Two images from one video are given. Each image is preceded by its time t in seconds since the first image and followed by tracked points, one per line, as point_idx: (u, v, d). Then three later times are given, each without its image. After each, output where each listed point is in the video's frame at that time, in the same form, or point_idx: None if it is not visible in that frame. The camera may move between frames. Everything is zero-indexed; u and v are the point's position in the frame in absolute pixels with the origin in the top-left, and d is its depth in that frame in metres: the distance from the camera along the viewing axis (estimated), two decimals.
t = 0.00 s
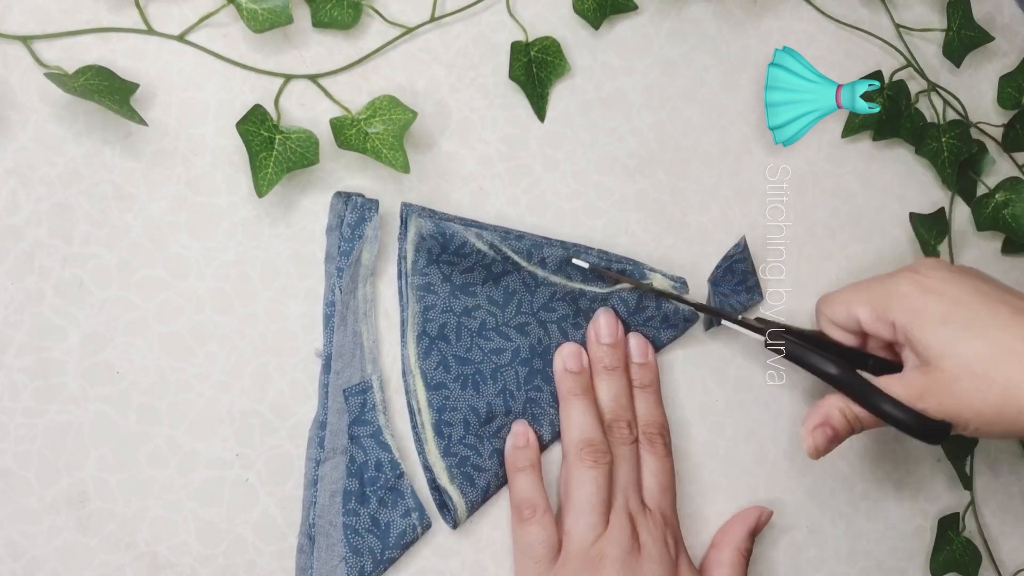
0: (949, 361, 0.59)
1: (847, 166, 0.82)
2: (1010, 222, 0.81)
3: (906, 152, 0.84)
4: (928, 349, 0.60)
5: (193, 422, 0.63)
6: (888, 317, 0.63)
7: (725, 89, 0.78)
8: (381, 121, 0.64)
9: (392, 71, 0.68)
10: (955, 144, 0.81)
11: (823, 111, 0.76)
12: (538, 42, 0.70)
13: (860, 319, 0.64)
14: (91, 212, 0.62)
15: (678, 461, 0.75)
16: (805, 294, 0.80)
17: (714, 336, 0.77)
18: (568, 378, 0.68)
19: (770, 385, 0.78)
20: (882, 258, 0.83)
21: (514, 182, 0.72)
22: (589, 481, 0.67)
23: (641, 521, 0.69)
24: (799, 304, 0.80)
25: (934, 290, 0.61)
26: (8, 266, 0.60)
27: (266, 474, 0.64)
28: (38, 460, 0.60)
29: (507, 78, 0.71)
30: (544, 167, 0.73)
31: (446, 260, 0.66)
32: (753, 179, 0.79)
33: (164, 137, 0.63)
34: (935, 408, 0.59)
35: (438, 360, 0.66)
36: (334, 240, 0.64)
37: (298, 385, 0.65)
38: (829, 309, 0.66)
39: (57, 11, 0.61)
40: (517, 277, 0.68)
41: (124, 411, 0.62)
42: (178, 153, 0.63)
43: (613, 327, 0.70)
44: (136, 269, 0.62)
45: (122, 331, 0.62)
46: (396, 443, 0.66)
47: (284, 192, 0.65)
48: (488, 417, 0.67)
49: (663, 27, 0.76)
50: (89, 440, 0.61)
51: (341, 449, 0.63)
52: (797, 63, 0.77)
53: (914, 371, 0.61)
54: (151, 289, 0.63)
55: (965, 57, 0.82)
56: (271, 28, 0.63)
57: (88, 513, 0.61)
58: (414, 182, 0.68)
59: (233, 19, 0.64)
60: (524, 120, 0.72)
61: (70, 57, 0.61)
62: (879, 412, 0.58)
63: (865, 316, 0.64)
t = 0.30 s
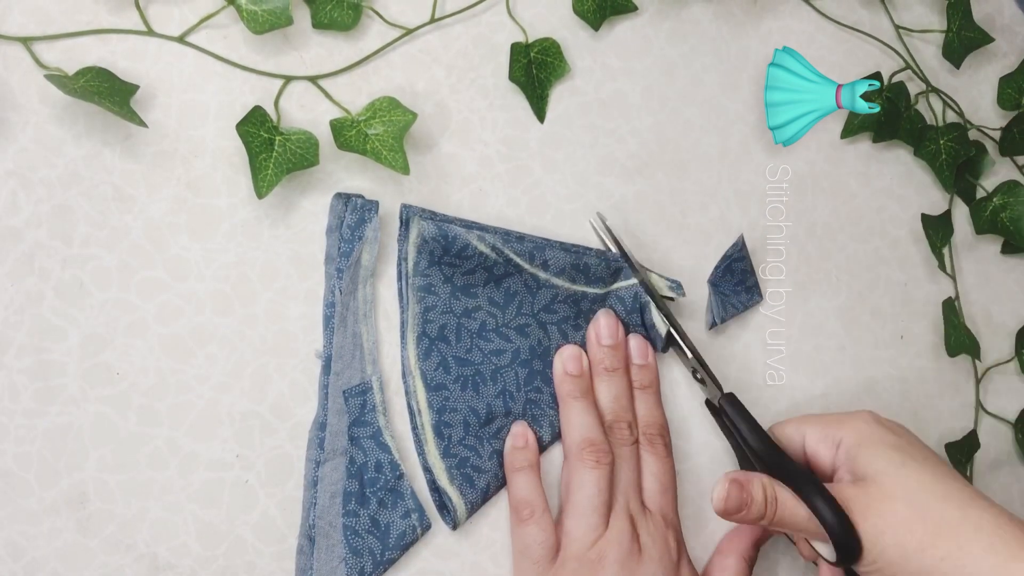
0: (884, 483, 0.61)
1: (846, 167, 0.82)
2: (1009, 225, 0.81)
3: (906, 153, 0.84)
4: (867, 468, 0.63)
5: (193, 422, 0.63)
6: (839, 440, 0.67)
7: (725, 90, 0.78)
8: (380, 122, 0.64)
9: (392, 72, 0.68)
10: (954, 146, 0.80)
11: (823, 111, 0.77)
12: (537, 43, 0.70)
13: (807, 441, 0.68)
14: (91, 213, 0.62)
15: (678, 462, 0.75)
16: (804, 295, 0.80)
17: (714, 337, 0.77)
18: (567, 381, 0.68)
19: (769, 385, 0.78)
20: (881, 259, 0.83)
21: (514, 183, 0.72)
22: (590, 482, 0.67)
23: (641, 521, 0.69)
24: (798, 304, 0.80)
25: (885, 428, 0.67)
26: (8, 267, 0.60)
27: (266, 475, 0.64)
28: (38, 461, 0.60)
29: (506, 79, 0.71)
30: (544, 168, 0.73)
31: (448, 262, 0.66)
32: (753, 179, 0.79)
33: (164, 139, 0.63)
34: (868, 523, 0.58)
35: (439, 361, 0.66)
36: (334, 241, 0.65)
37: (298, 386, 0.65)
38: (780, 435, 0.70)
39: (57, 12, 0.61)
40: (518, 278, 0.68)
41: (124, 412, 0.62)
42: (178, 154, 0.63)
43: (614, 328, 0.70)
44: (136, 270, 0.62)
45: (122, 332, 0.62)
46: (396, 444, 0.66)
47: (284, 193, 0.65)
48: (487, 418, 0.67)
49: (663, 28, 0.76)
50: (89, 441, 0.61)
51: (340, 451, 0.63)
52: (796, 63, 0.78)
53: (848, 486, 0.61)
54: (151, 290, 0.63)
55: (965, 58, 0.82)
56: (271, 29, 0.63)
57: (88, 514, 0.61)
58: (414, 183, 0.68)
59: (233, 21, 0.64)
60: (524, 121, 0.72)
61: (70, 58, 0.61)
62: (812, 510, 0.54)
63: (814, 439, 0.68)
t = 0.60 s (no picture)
0: (841, 526, 0.62)
1: (846, 166, 0.82)
2: (1009, 224, 0.81)
3: (905, 153, 0.84)
4: (823, 512, 0.64)
5: (194, 422, 0.63)
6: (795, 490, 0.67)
7: (725, 89, 0.78)
8: (380, 123, 0.64)
9: (392, 72, 0.68)
10: (954, 146, 0.80)
11: (823, 111, 0.78)
12: (538, 43, 0.70)
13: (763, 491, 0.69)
14: (91, 213, 0.62)
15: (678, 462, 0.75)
16: (804, 294, 0.80)
17: (714, 337, 0.77)
18: (556, 381, 0.67)
19: (769, 385, 0.78)
20: (881, 258, 0.83)
21: (514, 182, 0.72)
22: (555, 438, 0.59)
23: (607, 489, 0.60)
24: (798, 304, 0.80)
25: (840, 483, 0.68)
26: (8, 267, 0.60)
27: (266, 475, 0.64)
28: (38, 461, 0.60)
29: (506, 79, 0.71)
30: (544, 168, 0.73)
31: (466, 259, 0.65)
32: (753, 179, 0.79)
33: (164, 138, 0.63)
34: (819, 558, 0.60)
35: (444, 357, 0.66)
36: (336, 240, 0.65)
37: (298, 386, 0.65)
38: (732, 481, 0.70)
39: (57, 12, 0.61)
40: (531, 279, 0.68)
41: (124, 412, 0.62)
42: (178, 154, 0.63)
43: (617, 329, 0.69)
44: (136, 270, 0.62)
45: (122, 332, 0.62)
46: (397, 444, 0.66)
47: (284, 193, 0.65)
48: (487, 417, 0.67)
49: (663, 28, 0.76)
50: (89, 441, 0.61)
51: (340, 450, 0.63)
52: (796, 63, 0.78)
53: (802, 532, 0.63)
54: (151, 290, 0.63)
55: (965, 56, 0.82)
56: (271, 29, 0.63)
57: (88, 514, 0.61)
58: (414, 183, 0.68)
59: (233, 20, 0.64)
60: (523, 120, 0.72)
61: (70, 58, 0.61)
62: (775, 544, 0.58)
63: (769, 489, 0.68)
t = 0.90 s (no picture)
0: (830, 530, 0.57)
1: (846, 166, 0.82)
2: (1010, 225, 0.81)
3: (906, 153, 0.84)
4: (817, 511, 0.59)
5: (194, 421, 0.63)
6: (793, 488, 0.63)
7: (725, 89, 0.78)
8: (380, 123, 0.64)
9: (392, 72, 0.68)
10: (954, 146, 0.80)
11: (823, 112, 0.77)
12: (538, 43, 0.70)
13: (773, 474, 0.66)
14: (91, 212, 0.62)
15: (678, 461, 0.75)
16: (804, 294, 0.80)
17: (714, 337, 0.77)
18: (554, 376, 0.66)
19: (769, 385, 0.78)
20: (881, 258, 0.83)
21: (514, 182, 0.72)
22: (550, 425, 0.57)
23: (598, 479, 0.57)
24: (798, 303, 0.80)
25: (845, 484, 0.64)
26: (8, 266, 0.60)
27: (266, 474, 0.64)
28: (38, 460, 0.60)
29: (507, 79, 0.71)
30: (544, 167, 0.73)
31: (453, 261, 0.66)
32: (753, 179, 0.79)
33: (164, 138, 0.63)
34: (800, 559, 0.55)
35: (440, 358, 0.66)
36: (334, 240, 0.64)
37: (298, 385, 0.65)
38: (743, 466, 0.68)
39: (57, 12, 0.61)
40: (522, 279, 0.68)
41: (124, 411, 0.62)
42: (178, 153, 0.63)
43: (616, 328, 0.70)
44: (136, 269, 0.62)
45: (123, 331, 0.62)
46: (396, 443, 0.66)
47: (284, 192, 0.65)
48: (488, 417, 0.67)
49: (663, 28, 0.76)
50: (89, 440, 0.61)
51: (340, 450, 0.63)
52: (797, 63, 0.78)
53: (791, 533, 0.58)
54: (152, 289, 0.63)
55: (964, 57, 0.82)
56: (271, 29, 0.63)
57: (88, 513, 0.61)
58: (414, 183, 0.68)
59: (233, 20, 0.64)
60: (524, 120, 0.72)
61: (70, 57, 0.61)
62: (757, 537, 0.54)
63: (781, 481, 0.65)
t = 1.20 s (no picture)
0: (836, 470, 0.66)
1: (847, 166, 0.82)
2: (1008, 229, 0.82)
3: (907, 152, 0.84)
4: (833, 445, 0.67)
5: (193, 422, 0.63)
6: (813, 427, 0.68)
7: (725, 89, 0.78)
8: (380, 123, 0.64)
9: (393, 72, 0.68)
10: (952, 149, 0.80)
11: (823, 112, 0.76)
12: (538, 44, 0.70)
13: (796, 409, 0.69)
14: (91, 212, 0.62)
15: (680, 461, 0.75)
16: (805, 294, 0.80)
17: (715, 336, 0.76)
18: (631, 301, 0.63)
19: (770, 385, 0.78)
20: (882, 258, 0.83)
21: (514, 182, 0.71)
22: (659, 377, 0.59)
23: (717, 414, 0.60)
24: (799, 303, 0.80)
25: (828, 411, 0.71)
26: (9, 266, 0.60)
27: (266, 474, 0.64)
28: (37, 460, 0.60)
29: (507, 78, 0.71)
30: (544, 167, 0.72)
31: (453, 258, 0.65)
32: (754, 179, 0.79)
33: (164, 137, 0.63)
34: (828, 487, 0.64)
35: (441, 358, 0.66)
36: (334, 240, 0.65)
37: (298, 385, 0.65)
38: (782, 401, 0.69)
39: (57, 11, 0.61)
40: (523, 276, 0.68)
41: (124, 412, 0.62)
42: (178, 153, 0.63)
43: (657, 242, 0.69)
44: (136, 269, 0.62)
45: (122, 331, 0.62)
46: (397, 444, 0.66)
47: (284, 192, 0.65)
48: (490, 416, 0.66)
49: (663, 28, 0.76)
50: (88, 441, 0.61)
51: (341, 449, 0.63)
52: (797, 63, 0.78)
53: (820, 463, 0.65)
54: (151, 289, 0.63)
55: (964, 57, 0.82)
56: (271, 29, 0.63)
57: (88, 513, 0.61)
58: (414, 182, 0.68)
59: (233, 20, 0.64)
60: (524, 120, 0.72)
61: (70, 56, 0.61)
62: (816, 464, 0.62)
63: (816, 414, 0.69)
